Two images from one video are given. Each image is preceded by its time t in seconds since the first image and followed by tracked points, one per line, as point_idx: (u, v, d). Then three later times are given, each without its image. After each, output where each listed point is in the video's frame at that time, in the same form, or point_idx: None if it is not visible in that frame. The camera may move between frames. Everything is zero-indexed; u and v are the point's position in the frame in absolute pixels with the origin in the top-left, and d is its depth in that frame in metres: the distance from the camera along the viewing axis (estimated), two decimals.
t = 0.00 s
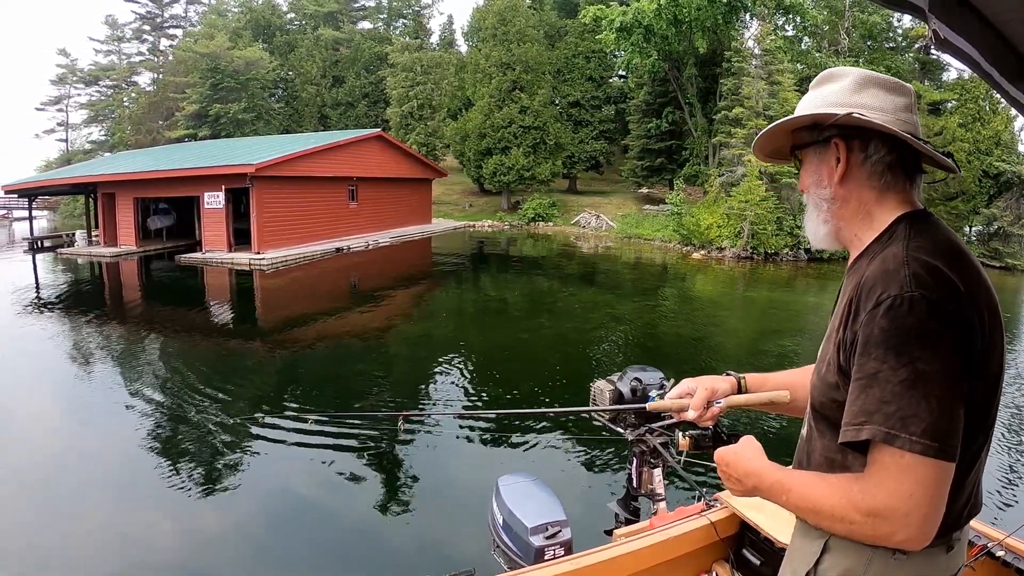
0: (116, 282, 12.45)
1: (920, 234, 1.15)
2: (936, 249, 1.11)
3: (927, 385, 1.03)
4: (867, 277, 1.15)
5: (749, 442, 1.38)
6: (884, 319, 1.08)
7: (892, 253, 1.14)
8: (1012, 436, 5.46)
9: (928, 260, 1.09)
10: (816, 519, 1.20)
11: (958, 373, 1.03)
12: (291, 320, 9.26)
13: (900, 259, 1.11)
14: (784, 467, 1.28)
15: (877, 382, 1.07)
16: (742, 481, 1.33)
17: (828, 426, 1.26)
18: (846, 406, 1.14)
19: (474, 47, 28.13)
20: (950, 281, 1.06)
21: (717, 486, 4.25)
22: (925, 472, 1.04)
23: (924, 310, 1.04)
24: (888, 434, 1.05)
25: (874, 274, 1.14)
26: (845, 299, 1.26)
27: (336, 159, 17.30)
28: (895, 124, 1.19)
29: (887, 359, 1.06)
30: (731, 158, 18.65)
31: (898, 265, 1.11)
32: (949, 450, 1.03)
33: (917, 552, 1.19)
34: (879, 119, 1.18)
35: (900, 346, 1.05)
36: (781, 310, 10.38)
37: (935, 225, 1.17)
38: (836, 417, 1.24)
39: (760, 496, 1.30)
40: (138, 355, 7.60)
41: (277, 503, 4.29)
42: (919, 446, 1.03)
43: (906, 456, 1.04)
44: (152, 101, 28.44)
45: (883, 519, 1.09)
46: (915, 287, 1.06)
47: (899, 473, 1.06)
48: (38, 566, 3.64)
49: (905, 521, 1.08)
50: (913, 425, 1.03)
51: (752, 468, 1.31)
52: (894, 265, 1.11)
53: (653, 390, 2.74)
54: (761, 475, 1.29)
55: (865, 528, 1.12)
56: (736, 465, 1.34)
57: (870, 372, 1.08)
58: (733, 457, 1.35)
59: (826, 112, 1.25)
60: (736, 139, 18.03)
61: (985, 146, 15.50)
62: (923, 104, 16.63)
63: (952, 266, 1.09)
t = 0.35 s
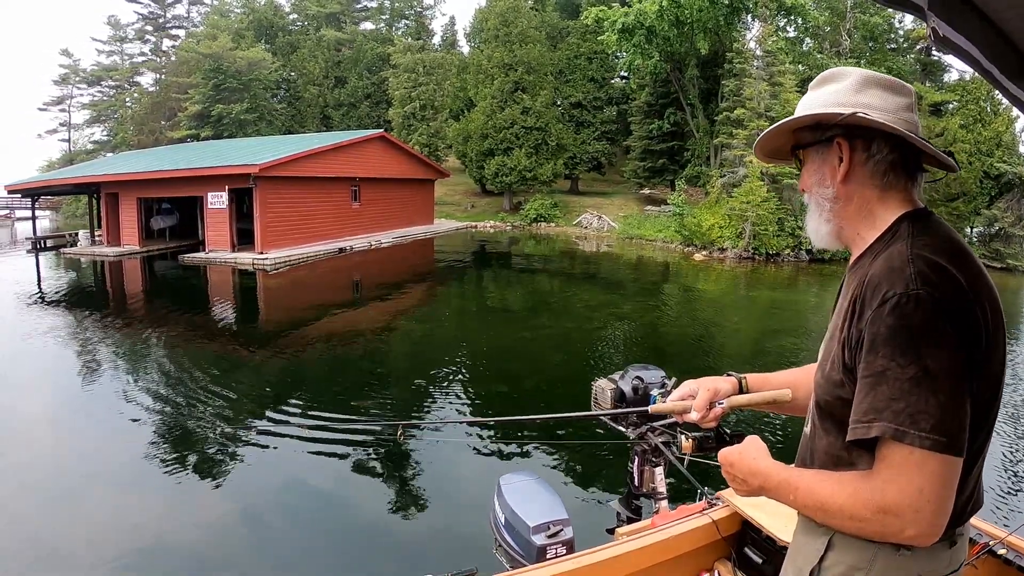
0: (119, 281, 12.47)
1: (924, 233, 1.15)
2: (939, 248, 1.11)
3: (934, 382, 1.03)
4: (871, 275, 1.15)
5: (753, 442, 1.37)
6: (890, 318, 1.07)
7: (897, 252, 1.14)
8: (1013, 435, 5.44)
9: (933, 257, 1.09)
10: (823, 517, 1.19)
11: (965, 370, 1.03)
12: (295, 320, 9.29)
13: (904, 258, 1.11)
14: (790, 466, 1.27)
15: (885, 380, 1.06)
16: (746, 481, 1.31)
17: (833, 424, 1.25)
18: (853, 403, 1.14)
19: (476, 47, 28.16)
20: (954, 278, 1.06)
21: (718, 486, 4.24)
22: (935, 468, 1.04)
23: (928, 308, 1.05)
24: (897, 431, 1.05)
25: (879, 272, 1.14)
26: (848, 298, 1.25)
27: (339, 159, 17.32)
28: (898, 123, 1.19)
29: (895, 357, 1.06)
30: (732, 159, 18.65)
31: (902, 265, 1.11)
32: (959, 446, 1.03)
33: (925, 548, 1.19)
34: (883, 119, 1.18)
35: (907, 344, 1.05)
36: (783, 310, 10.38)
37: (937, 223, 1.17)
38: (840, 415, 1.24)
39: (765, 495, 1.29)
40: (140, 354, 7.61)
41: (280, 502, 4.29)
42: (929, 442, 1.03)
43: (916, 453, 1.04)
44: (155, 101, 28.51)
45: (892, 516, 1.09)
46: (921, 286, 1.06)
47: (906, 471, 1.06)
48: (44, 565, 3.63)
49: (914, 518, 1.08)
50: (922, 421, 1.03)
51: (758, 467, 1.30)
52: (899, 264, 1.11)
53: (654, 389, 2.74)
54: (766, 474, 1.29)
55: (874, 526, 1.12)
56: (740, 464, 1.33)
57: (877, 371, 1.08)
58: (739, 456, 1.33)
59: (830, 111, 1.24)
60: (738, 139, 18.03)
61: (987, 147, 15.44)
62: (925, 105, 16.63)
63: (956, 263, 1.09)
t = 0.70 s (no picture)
0: (122, 281, 12.49)
1: (925, 235, 1.15)
2: (939, 251, 1.11)
3: (933, 385, 1.03)
4: (871, 276, 1.15)
5: (753, 443, 1.36)
6: (889, 319, 1.07)
7: (897, 254, 1.13)
8: (1012, 437, 5.44)
9: (933, 260, 1.09)
10: (820, 519, 1.19)
11: (964, 373, 1.03)
12: (298, 319, 9.32)
13: (903, 259, 1.11)
14: (789, 467, 1.27)
15: (883, 381, 1.06)
16: (744, 481, 1.31)
17: (832, 426, 1.25)
18: (851, 405, 1.14)
19: (478, 48, 28.19)
20: (952, 280, 1.06)
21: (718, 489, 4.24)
22: (933, 470, 1.04)
23: (928, 311, 1.05)
24: (894, 433, 1.05)
25: (878, 274, 1.14)
26: (847, 298, 1.25)
27: (341, 159, 17.34)
28: (899, 126, 1.19)
29: (894, 359, 1.06)
30: (734, 160, 18.67)
31: (902, 267, 1.10)
32: (956, 448, 1.03)
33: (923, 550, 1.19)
34: (884, 121, 1.19)
35: (907, 344, 1.05)
36: (784, 311, 10.39)
37: (937, 224, 1.18)
38: (838, 417, 1.24)
39: (762, 496, 1.29)
40: (142, 354, 7.61)
41: (280, 502, 4.29)
42: (926, 445, 1.03)
43: (913, 455, 1.04)
44: (158, 101, 28.55)
45: (888, 518, 1.09)
46: (920, 288, 1.06)
47: (903, 473, 1.06)
48: (46, 566, 3.63)
49: (911, 519, 1.08)
50: (920, 423, 1.03)
51: (757, 468, 1.29)
52: (899, 266, 1.11)
53: (654, 391, 2.74)
54: (764, 474, 1.28)
55: (871, 528, 1.12)
56: (738, 464, 1.32)
57: (875, 373, 1.08)
58: (737, 456, 1.33)
59: (831, 113, 1.24)
60: (739, 141, 18.04)
61: (987, 149, 15.42)
62: (926, 107, 16.63)
63: (955, 265, 1.09)
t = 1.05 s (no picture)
0: (124, 280, 12.51)
1: (919, 239, 1.15)
2: (935, 256, 1.10)
3: (924, 393, 1.03)
4: (865, 281, 1.15)
5: (748, 450, 1.36)
6: (881, 325, 1.08)
7: (891, 259, 1.13)
8: (1012, 441, 5.42)
9: (926, 265, 1.09)
10: (813, 526, 1.19)
11: (956, 380, 1.03)
12: (301, 318, 9.36)
13: (896, 264, 1.11)
14: (782, 475, 1.27)
15: (875, 388, 1.06)
16: (739, 489, 1.31)
17: (825, 433, 1.25)
18: (844, 412, 1.14)
19: (480, 48, 28.20)
20: (947, 286, 1.06)
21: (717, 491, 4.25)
22: (925, 479, 1.04)
23: (920, 316, 1.05)
24: (885, 441, 1.05)
25: (872, 279, 1.14)
26: (840, 303, 1.26)
27: (343, 159, 17.35)
28: (896, 129, 1.19)
29: (885, 366, 1.06)
30: (735, 161, 18.68)
31: (895, 272, 1.11)
32: (949, 456, 1.03)
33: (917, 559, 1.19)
34: (879, 126, 1.19)
35: (899, 351, 1.05)
36: (784, 311, 10.39)
37: (933, 229, 1.17)
38: (833, 424, 1.24)
39: (757, 504, 1.28)
40: (145, 353, 7.64)
41: (279, 503, 4.29)
42: (918, 452, 1.03)
43: (904, 462, 1.04)
44: (160, 101, 28.59)
45: (881, 525, 1.09)
46: (912, 294, 1.06)
47: (895, 482, 1.06)
48: (45, 566, 3.62)
49: (904, 528, 1.08)
50: (912, 430, 1.03)
51: (752, 475, 1.29)
52: (892, 272, 1.11)
53: (653, 395, 2.74)
54: (760, 482, 1.28)
55: (863, 536, 1.12)
56: (733, 472, 1.32)
57: (867, 380, 1.08)
58: (733, 464, 1.33)
59: (827, 117, 1.24)
60: (740, 141, 18.05)
61: (989, 149, 15.37)
62: (927, 108, 16.61)
63: (950, 271, 1.09)
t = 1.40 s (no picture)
0: (127, 280, 12.54)
1: (916, 239, 1.15)
2: (930, 255, 1.10)
3: (920, 390, 1.03)
4: (862, 280, 1.15)
5: (749, 448, 1.37)
6: (877, 324, 1.08)
7: (888, 257, 1.13)
8: (1012, 441, 5.41)
9: (922, 263, 1.09)
10: (810, 525, 1.19)
11: (952, 377, 1.03)
12: (304, 317, 9.40)
13: (894, 263, 1.12)
14: (782, 474, 1.27)
15: (872, 387, 1.07)
16: (738, 489, 1.32)
17: (824, 431, 1.25)
18: (841, 410, 1.14)
19: (481, 48, 28.21)
20: (943, 286, 1.06)
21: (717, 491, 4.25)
22: (923, 478, 1.04)
23: (916, 314, 1.05)
24: (883, 439, 1.05)
25: (870, 278, 1.14)
26: (840, 304, 1.25)
27: (346, 159, 17.39)
28: (892, 128, 1.19)
29: (882, 365, 1.06)
30: (737, 160, 18.69)
31: (892, 270, 1.11)
32: (945, 455, 1.03)
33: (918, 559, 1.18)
34: (876, 125, 1.19)
35: (894, 349, 1.05)
36: (785, 310, 10.40)
37: (931, 229, 1.17)
38: (833, 425, 1.24)
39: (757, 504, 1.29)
40: (147, 352, 7.67)
41: (279, 504, 4.30)
42: (915, 451, 1.03)
43: (902, 460, 1.04)
44: (163, 101, 28.64)
45: (878, 525, 1.09)
46: (908, 292, 1.06)
47: (888, 481, 1.06)
48: (48, 566, 3.64)
49: (901, 527, 1.08)
50: (908, 429, 1.03)
51: (753, 476, 1.30)
52: (888, 271, 1.11)
53: (653, 395, 2.74)
54: (761, 483, 1.28)
55: (862, 536, 1.12)
56: (733, 472, 1.33)
57: (863, 379, 1.08)
58: (734, 465, 1.34)
59: (824, 117, 1.24)
60: (742, 141, 18.06)
61: (990, 149, 15.32)
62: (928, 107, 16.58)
63: (947, 270, 1.09)
